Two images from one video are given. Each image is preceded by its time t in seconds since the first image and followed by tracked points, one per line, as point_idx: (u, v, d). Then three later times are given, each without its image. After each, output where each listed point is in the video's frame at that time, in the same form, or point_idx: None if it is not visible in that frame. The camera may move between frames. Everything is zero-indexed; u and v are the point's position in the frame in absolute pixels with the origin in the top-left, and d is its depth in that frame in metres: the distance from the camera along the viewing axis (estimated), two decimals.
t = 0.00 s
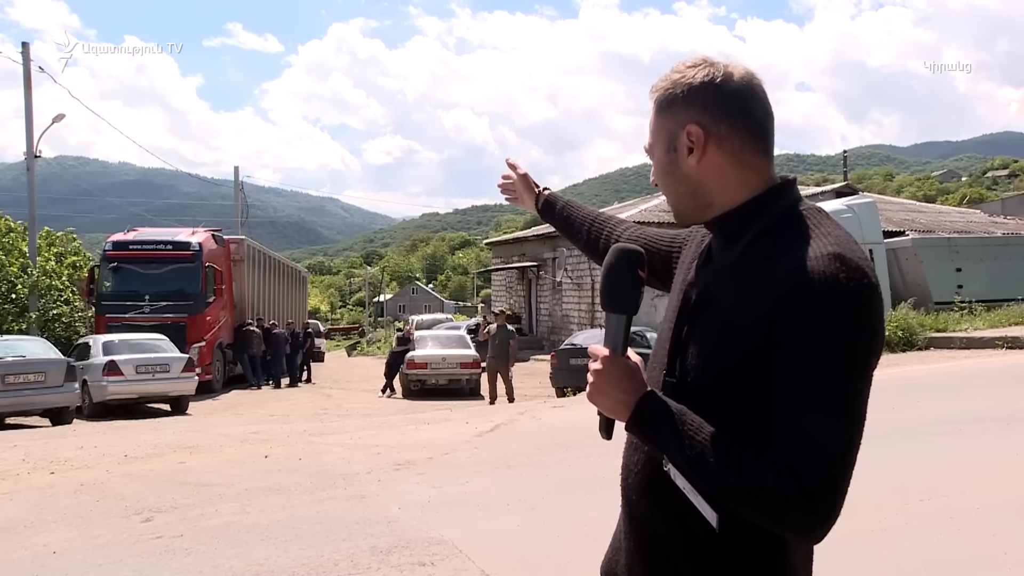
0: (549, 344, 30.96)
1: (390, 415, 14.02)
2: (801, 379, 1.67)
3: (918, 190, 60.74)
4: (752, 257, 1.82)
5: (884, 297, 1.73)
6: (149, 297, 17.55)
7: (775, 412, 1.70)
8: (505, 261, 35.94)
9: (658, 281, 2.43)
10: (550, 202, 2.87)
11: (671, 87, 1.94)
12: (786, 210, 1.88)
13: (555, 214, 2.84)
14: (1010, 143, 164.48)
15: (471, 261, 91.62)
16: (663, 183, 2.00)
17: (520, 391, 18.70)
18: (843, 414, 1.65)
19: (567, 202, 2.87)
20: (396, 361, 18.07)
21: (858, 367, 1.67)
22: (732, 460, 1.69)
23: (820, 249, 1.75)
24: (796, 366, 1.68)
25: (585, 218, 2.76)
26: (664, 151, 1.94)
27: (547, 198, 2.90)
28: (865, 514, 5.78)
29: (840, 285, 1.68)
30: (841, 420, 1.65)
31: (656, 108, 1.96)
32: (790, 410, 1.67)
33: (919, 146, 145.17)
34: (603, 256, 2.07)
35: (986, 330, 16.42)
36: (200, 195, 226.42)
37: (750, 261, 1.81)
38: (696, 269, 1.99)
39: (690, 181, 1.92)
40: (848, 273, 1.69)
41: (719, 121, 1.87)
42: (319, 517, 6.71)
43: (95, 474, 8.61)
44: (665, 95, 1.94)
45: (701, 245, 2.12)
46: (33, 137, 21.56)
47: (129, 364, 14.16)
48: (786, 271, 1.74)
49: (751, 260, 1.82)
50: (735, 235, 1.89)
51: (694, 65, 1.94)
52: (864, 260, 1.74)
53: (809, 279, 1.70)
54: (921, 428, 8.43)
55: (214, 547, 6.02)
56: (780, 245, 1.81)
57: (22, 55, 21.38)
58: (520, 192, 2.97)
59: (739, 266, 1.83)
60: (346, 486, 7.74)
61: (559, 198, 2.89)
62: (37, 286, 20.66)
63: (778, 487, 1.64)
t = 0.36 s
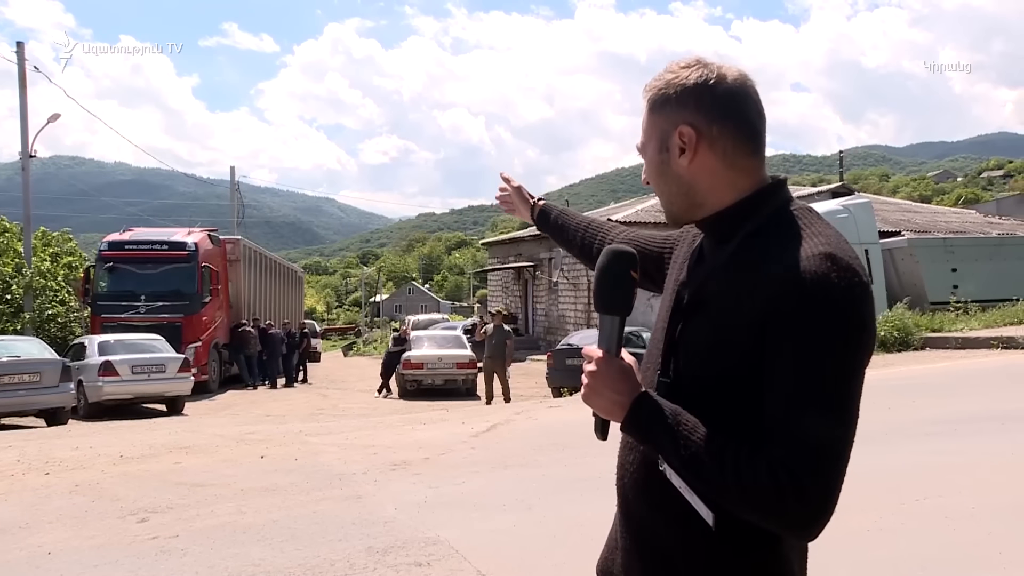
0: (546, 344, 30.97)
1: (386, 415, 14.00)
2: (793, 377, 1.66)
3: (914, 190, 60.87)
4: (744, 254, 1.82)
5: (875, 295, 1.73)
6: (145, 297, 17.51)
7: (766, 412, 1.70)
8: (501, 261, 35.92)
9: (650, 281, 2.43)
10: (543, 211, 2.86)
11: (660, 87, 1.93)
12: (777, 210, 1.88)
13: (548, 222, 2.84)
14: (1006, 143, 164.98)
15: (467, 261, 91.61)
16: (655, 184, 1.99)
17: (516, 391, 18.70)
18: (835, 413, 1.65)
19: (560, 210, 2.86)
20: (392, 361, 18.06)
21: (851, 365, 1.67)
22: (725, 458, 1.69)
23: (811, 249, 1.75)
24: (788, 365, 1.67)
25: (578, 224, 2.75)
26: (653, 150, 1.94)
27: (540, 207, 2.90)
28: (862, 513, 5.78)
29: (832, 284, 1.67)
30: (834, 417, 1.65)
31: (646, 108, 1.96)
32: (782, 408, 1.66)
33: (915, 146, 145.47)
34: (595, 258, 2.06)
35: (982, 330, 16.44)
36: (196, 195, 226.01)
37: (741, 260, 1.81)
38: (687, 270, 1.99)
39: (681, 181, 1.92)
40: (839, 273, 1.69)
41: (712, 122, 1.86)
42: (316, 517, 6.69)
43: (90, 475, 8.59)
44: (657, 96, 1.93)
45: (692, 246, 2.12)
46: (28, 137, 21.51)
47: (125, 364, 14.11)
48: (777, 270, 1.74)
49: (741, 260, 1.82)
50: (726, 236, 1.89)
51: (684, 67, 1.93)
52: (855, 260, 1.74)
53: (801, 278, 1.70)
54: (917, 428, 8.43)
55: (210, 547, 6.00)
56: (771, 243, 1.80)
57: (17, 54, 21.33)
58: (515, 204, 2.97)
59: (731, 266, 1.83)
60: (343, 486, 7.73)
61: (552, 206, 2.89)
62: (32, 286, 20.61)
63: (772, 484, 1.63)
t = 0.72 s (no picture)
0: (543, 344, 30.97)
1: (383, 415, 13.99)
2: (775, 375, 1.65)
3: (910, 190, 60.96)
4: (728, 254, 1.81)
5: (857, 293, 1.72)
6: (141, 297, 17.47)
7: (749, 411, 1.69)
8: (499, 261, 35.90)
9: (647, 279, 2.41)
10: (568, 219, 2.89)
11: (645, 90, 1.92)
12: (763, 210, 1.87)
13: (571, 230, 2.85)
14: (1002, 143, 165.31)
15: (464, 261, 91.55)
16: (641, 187, 1.97)
17: (513, 391, 18.69)
18: (817, 411, 1.64)
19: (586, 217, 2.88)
20: (389, 361, 18.03)
21: (832, 363, 1.66)
22: (707, 459, 1.68)
23: (792, 248, 1.74)
24: (770, 363, 1.66)
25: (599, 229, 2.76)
26: (639, 153, 1.92)
27: (565, 216, 2.92)
28: (858, 513, 5.77)
29: (813, 283, 1.66)
30: (816, 415, 1.64)
31: (631, 111, 1.94)
32: (764, 406, 1.65)
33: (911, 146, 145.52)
34: (583, 259, 2.05)
35: (978, 330, 16.43)
36: (192, 195, 225.71)
37: (724, 260, 1.80)
38: (675, 270, 1.98)
39: (667, 184, 1.90)
40: (820, 273, 1.68)
41: (698, 124, 1.85)
42: (312, 517, 6.67)
43: (87, 475, 8.57)
44: (642, 99, 1.91)
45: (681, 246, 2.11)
46: (24, 137, 21.46)
47: (122, 364, 14.08)
48: (759, 269, 1.73)
49: (725, 259, 1.81)
50: (711, 236, 1.88)
51: (668, 69, 1.92)
52: (836, 259, 1.73)
53: (782, 278, 1.69)
54: (913, 428, 8.42)
55: (206, 547, 5.98)
56: (754, 243, 1.79)
57: (13, 54, 21.29)
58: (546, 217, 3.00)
59: (715, 265, 1.82)
60: (339, 486, 7.72)
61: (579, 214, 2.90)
62: (29, 286, 20.58)
63: (754, 482, 1.62)
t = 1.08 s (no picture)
0: (541, 343, 30.96)
1: (381, 415, 13.98)
2: (765, 371, 1.65)
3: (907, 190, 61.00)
4: (718, 251, 1.81)
5: (846, 290, 1.72)
6: (139, 297, 17.45)
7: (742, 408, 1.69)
8: (497, 262, 35.91)
9: (633, 278, 2.42)
10: (546, 207, 2.86)
11: (631, 93, 1.92)
12: (751, 209, 1.87)
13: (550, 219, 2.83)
14: (999, 143, 165.58)
15: (462, 261, 91.51)
16: (629, 189, 1.97)
17: (511, 391, 18.69)
18: (809, 406, 1.64)
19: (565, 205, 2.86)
20: (387, 361, 18.02)
21: (822, 359, 1.66)
22: (702, 455, 1.67)
23: (782, 245, 1.74)
24: (762, 358, 1.66)
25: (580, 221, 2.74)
26: (627, 155, 1.92)
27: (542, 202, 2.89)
28: (855, 514, 5.77)
29: (803, 279, 1.66)
30: (808, 411, 1.64)
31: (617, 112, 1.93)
32: (758, 401, 1.65)
33: (908, 146, 145.61)
34: (574, 259, 2.04)
35: (976, 330, 16.44)
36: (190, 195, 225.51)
37: (715, 257, 1.80)
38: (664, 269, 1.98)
39: (658, 185, 1.89)
40: (810, 269, 1.68)
41: (687, 124, 1.85)
42: (310, 517, 6.67)
43: (84, 475, 8.56)
44: (630, 100, 1.91)
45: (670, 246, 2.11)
46: (21, 137, 21.43)
47: (119, 364, 14.07)
48: (748, 267, 1.73)
49: (715, 256, 1.81)
50: (701, 235, 1.88)
51: (654, 71, 1.92)
52: (826, 255, 1.73)
53: (772, 274, 1.69)
54: (910, 428, 8.42)
55: (204, 547, 5.97)
56: (744, 241, 1.79)
57: (10, 53, 21.26)
58: (520, 200, 2.96)
59: (705, 263, 1.82)
60: (337, 486, 7.71)
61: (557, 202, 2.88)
62: (26, 286, 20.55)
63: (749, 476, 1.62)
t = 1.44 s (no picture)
0: (539, 343, 30.95)
1: (380, 415, 13.97)
2: (768, 370, 1.64)
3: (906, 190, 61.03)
4: (716, 251, 1.80)
5: (844, 289, 1.72)
6: (138, 297, 17.43)
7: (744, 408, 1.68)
8: (496, 261, 35.87)
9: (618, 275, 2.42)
10: (521, 197, 2.81)
11: (622, 93, 1.91)
12: (745, 210, 1.87)
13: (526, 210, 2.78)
14: (998, 143, 165.65)
15: (461, 261, 91.49)
16: (625, 193, 1.93)
17: (510, 391, 18.68)
18: (811, 404, 1.64)
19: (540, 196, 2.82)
20: (386, 361, 18.00)
21: (823, 357, 1.65)
22: (705, 455, 1.66)
23: (780, 245, 1.73)
24: (764, 357, 1.65)
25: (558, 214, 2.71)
26: (622, 153, 1.89)
27: (517, 192, 2.84)
28: (855, 514, 5.76)
29: (803, 278, 1.66)
30: (810, 410, 1.64)
31: (608, 115, 1.92)
32: (760, 400, 1.64)
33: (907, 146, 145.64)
34: (569, 262, 2.03)
35: (975, 330, 16.44)
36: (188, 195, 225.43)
37: (714, 256, 1.80)
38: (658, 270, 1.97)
39: (657, 184, 1.88)
40: (810, 267, 1.68)
41: (686, 122, 1.85)
42: (309, 517, 6.66)
43: (83, 475, 8.54)
44: (624, 101, 1.89)
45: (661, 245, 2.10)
46: (20, 137, 21.41)
47: (118, 364, 14.06)
48: (748, 265, 1.72)
49: (714, 255, 1.80)
50: (696, 233, 1.87)
51: (642, 74, 1.92)
52: (824, 254, 1.73)
53: (771, 272, 1.68)
54: (909, 428, 8.41)
55: (203, 548, 5.96)
56: (743, 241, 1.78)
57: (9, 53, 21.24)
58: (491, 186, 2.90)
59: (703, 264, 1.81)
60: (336, 486, 7.70)
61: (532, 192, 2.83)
62: (25, 286, 20.53)
63: (753, 474, 1.61)
